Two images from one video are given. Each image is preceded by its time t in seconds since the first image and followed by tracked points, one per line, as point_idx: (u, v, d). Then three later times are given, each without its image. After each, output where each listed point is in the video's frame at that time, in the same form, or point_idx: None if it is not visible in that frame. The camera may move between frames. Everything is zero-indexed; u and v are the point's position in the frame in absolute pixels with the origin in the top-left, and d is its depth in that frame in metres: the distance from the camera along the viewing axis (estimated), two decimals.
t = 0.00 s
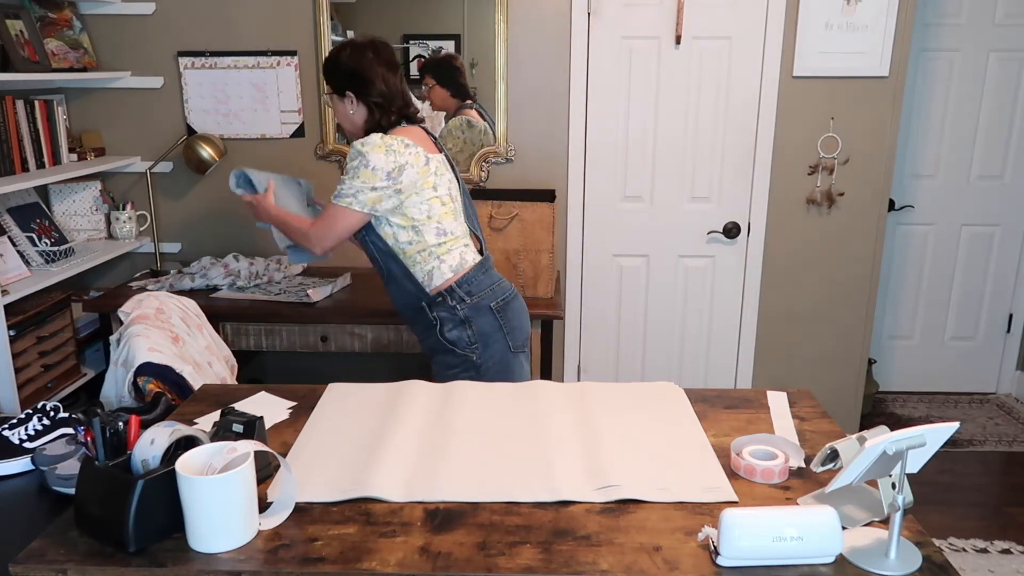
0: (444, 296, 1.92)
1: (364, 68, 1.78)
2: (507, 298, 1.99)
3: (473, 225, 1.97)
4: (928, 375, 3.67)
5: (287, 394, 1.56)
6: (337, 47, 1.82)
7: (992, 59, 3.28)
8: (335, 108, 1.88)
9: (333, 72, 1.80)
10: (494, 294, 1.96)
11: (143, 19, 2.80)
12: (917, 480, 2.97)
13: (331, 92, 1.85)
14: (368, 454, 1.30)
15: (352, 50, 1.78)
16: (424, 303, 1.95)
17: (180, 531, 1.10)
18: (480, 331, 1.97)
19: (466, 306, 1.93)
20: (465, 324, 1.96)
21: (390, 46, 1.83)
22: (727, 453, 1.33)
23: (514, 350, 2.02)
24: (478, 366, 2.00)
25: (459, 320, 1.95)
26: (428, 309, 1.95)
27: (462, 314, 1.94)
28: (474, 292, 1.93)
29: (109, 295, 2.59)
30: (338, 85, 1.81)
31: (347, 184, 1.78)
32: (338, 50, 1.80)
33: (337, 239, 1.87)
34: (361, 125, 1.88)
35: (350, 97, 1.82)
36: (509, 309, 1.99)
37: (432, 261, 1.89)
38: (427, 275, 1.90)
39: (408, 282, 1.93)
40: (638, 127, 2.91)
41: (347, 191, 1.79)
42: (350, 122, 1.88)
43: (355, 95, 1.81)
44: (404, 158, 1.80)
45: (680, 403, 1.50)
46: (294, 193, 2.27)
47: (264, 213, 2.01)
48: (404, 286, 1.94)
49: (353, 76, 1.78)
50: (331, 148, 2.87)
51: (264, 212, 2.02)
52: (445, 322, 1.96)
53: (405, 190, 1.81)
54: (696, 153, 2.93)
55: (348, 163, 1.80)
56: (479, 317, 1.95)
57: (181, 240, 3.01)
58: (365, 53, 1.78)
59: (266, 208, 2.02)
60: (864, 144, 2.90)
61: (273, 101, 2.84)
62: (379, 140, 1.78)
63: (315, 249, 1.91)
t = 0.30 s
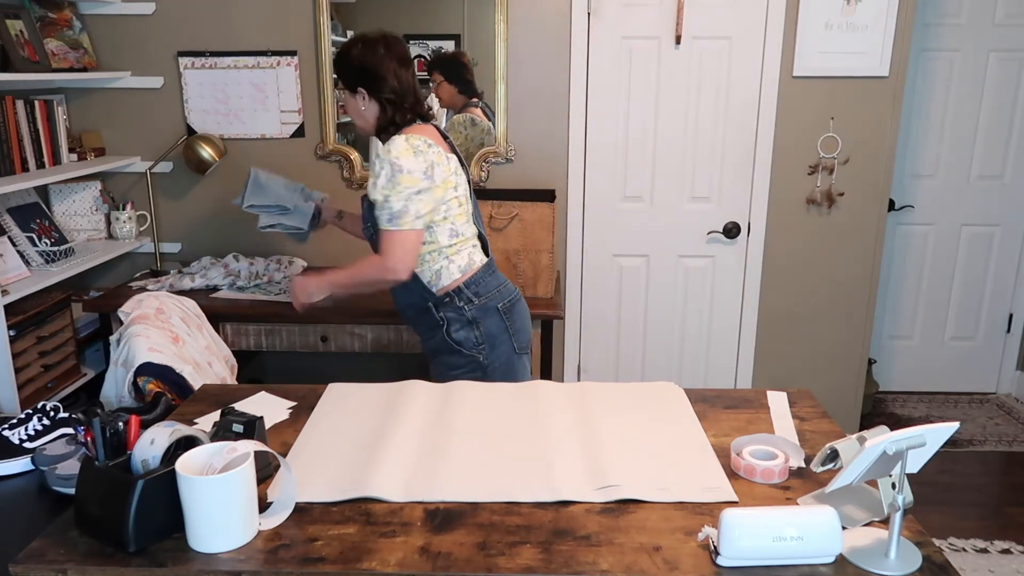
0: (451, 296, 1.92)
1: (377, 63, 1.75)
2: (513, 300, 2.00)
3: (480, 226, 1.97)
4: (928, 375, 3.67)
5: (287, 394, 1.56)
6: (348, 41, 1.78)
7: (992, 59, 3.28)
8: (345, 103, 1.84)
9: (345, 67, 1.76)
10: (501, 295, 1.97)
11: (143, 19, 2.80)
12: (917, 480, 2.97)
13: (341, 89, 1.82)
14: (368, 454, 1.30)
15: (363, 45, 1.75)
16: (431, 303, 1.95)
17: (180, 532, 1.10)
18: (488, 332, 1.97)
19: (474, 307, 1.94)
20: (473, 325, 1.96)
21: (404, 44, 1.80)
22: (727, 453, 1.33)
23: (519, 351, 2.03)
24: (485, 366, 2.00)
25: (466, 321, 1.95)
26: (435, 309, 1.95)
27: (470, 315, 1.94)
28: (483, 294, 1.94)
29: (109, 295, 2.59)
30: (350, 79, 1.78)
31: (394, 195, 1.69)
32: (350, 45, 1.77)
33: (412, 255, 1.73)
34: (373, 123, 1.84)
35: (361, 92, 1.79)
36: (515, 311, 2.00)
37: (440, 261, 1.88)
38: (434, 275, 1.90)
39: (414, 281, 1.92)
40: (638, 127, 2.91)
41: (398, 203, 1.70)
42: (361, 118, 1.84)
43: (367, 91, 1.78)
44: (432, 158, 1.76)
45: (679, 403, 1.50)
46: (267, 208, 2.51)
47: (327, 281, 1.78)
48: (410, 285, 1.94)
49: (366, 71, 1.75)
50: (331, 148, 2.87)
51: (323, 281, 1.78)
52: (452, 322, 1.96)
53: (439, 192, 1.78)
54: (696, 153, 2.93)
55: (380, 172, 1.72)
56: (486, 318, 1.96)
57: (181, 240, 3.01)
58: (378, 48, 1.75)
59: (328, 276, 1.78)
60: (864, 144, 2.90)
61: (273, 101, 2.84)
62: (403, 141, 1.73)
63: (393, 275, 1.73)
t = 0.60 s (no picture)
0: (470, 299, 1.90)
1: (409, 53, 1.73)
2: (530, 302, 2.00)
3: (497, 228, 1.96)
4: (928, 375, 3.67)
5: (287, 394, 1.56)
6: (368, 39, 1.76)
7: (992, 59, 3.28)
8: (371, 100, 1.77)
9: (376, 59, 1.73)
10: (519, 298, 1.97)
11: (143, 19, 2.80)
12: (917, 480, 2.97)
13: (368, 83, 1.76)
14: (368, 454, 1.30)
15: (391, 37, 1.74)
16: (449, 306, 1.92)
17: (180, 531, 1.10)
18: (507, 335, 1.97)
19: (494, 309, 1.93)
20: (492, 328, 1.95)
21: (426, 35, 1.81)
22: (727, 453, 1.33)
23: (535, 354, 2.04)
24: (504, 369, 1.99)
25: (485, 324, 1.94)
26: (452, 311, 1.92)
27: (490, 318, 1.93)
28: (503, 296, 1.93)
29: (109, 295, 2.59)
30: (380, 71, 1.73)
31: (457, 191, 1.69)
32: (374, 40, 1.74)
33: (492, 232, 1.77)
34: (401, 121, 1.79)
35: (394, 85, 1.75)
36: (532, 313, 2.01)
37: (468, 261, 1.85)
38: (456, 277, 1.86)
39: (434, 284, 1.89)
40: (638, 127, 2.91)
41: (465, 199, 1.71)
42: (389, 114, 1.79)
43: (402, 82, 1.74)
44: (474, 151, 1.77)
45: (680, 403, 1.50)
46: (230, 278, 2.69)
47: (491, 330, 1.76)
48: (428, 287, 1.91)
49: (399, 62, 1.73)
50: (330, 148, 2.87)
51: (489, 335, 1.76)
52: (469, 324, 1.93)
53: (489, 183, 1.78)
54: (696, 153, 2.93)
55: (433, 171, 1.71)
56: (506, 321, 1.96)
57: (181, 240, 3.01)
58: (408, 39, 1.74)
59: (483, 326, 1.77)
60: (864, 144, 2.90)
61: (273, 100, 2.84)
62: (444, 137, 1.73)
63: (498, 260, 1.78)
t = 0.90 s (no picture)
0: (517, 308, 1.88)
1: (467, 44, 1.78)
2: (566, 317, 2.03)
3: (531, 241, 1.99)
4: (929, 375, 3.67)
5: (287, 394, 1.56)
6: (417, 34, 1.74)
7: (992, 59, 3.28)
8: (442, 94, 1.74)
9: (445, 51, 1.72)
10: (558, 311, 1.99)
11: (143, 18, 2.80)
12: (917, 480, 2.97)
13: (441, 76, 1.72)
14: (368, 454, 1.30)
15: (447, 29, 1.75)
16: (493, 313, 1.88)
17: (180, 531, 1.10)
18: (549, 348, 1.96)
19: (538, 320, 1.93)
20: (535, 339, 1.93)
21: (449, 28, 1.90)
22: (727, 453, 1.33)
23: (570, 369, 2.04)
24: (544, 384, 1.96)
25: (530, 335, 1.91)
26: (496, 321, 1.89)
27: (534, 328, 1.92)
28: (545, 307, 1.95)
29: (109, 295, 2.59)
30: (454, 62, 1.73)
31: (530, 188, 1.72)
32: (430, 34, 1.73)
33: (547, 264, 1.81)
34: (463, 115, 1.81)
35: (462, 76, 1.77)
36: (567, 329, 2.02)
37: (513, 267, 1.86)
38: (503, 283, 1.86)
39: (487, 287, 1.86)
40: (638, 127, 2.91)
41: (535, 197, 1.74)
42: (457, 109, 1.78)
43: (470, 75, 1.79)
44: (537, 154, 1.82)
45: (680, 403, 1.50)
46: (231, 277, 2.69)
47: (505, 336, 1.81)
48: (480, 290, 1.86)
49: (464, 54, 1.76)
50: (331, 148, 2.87)
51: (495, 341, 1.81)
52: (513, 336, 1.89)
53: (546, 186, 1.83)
54: (696, 153, 2.94)
55: (506, 166, 1.73)
56: (548, 333, 1.95)
57: (181, 240, 3.01)
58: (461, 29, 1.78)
59: (496, 329, 1.82)
60: (864, 144, 2.90)
61: (273, 100, 2.84)
62: (510, 136, 1.77)
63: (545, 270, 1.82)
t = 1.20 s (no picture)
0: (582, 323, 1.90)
1: (523, 45, 1.74)
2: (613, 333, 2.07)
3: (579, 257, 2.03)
4: (929, 375, 3.66)
5: (287, 394, 1.56)
6: (473, 37, 1.69)
7: (992, 59, 3.28)
8: (501, 100, 1.69)
9: (501, 55, 1.68)
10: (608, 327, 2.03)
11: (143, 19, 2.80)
12: (917, 480, 2.97)
13: (502, 83, 1.68)
14: (369, 454, 1.30)
15: (501, 31, 1.71)
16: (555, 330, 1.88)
17: (180, 531, 1.10)
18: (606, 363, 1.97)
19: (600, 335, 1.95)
20: (597, 355, 1.94)
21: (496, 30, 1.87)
22: (727, 453, 1.33)
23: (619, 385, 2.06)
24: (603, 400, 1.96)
25: (593, 350, 1.93)
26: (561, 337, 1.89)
27: (596, 344, 1.93)
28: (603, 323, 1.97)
29: (110, 295, 2.59)
30: (512, 66, 1.69)
31: (609, 196, 1.77)
32: (486, 36, 1.69)
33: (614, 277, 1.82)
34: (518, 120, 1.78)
35: (520, 81, 1.73)
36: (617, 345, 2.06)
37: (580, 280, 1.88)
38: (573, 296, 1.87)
39: (554, 301, 1.86)
40: (637, 127, 2.91)
41: (614, 205, 1.78)
42: (513, 115, 1.74)
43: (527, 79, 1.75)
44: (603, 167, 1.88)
45: (680, 402, 1.50)
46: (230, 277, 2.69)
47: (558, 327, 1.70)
48: (547, 303, 1.86)
49: (522, 56, 1.72)
50: (330, 148, 2.87)
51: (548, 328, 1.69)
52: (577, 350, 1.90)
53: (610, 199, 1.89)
54: (696, 152, 2.94)
55: (586, 174, 1.78)
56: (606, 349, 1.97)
57: (181, 240, 3.01)
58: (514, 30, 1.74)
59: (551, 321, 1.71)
60: (864, 144, 2.90)
61: (273, 101, 2.84)
62: (581, 144, 1.82)
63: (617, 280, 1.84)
